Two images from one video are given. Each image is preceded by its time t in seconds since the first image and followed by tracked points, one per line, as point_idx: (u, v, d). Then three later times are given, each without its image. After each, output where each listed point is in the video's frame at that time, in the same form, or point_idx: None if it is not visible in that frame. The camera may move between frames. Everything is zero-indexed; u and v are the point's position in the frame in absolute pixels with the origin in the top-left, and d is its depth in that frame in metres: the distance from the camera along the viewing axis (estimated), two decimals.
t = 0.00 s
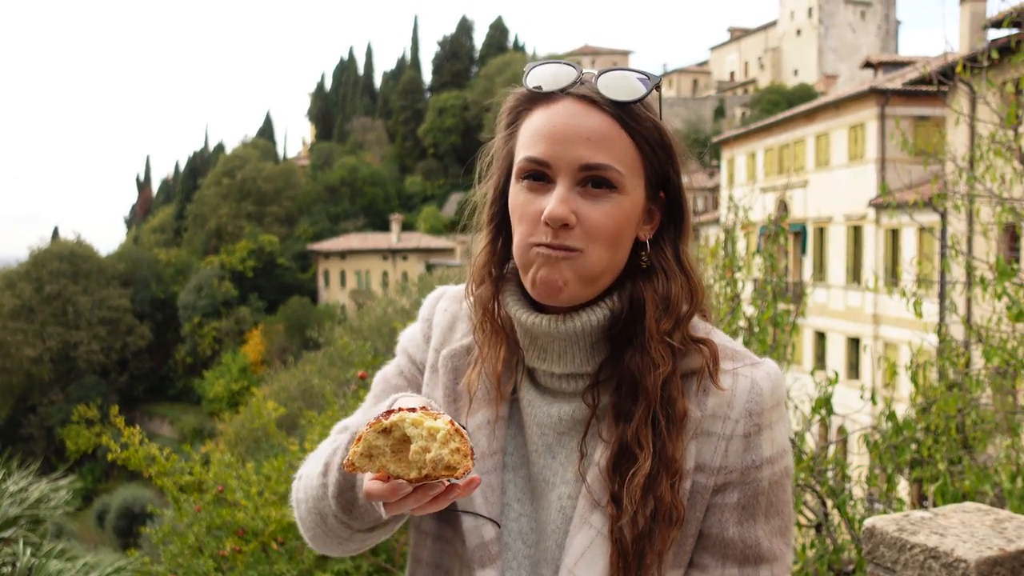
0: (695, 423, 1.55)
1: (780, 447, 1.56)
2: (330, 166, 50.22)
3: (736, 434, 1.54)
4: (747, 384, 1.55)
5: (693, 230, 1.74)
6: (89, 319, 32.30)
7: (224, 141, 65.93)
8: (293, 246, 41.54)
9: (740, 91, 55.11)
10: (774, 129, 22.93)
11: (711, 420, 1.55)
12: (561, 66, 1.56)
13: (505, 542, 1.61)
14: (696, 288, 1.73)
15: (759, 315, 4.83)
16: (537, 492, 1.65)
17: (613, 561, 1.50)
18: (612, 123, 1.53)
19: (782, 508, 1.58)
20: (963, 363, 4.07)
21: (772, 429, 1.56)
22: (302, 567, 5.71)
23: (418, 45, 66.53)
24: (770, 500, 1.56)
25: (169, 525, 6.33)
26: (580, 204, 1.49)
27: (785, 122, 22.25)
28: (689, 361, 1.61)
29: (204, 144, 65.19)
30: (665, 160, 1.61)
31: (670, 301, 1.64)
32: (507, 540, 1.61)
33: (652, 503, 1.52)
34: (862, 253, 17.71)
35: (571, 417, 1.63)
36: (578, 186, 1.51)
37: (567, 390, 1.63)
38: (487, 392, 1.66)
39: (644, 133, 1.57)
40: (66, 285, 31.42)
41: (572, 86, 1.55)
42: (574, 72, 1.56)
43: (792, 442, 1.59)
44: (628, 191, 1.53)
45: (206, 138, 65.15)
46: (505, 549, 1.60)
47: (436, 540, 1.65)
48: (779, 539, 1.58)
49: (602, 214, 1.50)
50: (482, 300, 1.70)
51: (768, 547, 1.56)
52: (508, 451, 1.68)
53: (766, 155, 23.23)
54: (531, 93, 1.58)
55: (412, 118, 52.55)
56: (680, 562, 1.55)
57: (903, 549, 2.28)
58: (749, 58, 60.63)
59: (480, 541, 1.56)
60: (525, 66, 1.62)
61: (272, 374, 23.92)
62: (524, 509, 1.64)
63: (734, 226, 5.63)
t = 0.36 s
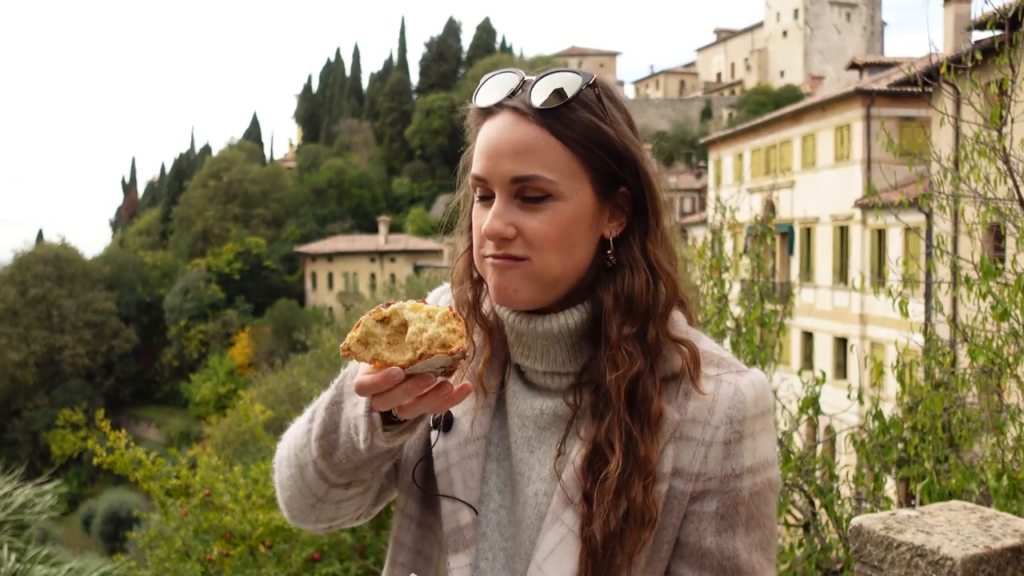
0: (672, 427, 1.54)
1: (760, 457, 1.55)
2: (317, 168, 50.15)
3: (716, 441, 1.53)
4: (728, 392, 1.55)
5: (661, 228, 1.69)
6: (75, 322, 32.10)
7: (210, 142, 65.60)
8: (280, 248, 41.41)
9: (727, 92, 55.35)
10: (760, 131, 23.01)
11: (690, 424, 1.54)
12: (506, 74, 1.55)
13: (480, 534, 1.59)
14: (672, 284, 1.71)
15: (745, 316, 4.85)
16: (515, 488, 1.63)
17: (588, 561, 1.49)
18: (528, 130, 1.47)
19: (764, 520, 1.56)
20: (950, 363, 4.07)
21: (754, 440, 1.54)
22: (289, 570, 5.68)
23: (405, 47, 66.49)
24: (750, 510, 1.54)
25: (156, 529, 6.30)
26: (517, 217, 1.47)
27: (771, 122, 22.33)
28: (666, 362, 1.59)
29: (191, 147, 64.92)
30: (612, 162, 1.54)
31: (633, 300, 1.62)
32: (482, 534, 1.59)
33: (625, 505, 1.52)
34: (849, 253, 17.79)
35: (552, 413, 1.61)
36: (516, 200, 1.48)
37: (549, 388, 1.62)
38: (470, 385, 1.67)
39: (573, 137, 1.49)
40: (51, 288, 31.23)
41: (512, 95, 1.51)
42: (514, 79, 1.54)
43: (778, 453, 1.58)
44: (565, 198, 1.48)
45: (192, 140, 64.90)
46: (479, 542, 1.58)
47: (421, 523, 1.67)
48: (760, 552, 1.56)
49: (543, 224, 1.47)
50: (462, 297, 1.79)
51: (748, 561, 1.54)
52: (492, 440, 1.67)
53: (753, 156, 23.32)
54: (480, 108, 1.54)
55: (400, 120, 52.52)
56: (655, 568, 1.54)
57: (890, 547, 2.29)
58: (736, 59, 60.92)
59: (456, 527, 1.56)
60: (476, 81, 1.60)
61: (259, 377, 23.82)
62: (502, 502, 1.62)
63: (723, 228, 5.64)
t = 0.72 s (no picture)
0: (663, 437, 1.52)
1: (758, 473, 1.51)
2: (313, 168, 50.17)
3: (713, 453, 1.50)
4: (727, 405, 1.51)
5: (657, 231, 1.63)
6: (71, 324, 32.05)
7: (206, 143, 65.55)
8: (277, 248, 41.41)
9: (722, 91, 55.51)
10: (756, 129, 23.04)
11: (686, 435, 1.52)
12: (498, 83, 1.57)
13: (469, 537, 1.61)
14: (672, 287, 1.69)
15: (742, 315, 4.87)
16: (509, 491, 1.63)
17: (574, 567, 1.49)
18: (508, 137, 1.47)
19: (760, 540, 1.51)
20: (944, 360, 4.09)
21: (751, 455, 1.51)
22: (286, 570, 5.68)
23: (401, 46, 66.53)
24: (745, 528, 1.51)
25: (154, 530, 6.29)
26: (500, 223, 1.47)
27: (767, 121, 22.37)
28: (661, 366, 1.57)
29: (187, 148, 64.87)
30: (592, 165, 1.51)
31: (622, 306, 1.58)
32: (472, 536, 1.61)
33: (612, 514, 1.49)
34: (845, 251, 17.83)
35: (551, 415, 1.60)
36: (500, 208, 1.49)
37: (548, 390, 1.62)
38: (467, 388, 1.69)
39: (553, 140, 1.48)
40: (48, 290, 31.21)
41: (499, 103, 1.52)
42: (504, 87, 1.55)
43: (778, 470, 1.53)
44: (547, 204, 1.47)
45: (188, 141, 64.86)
46: (465, 542, 1.60)
47: (412, 520, 1.68)
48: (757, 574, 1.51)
49: (525, 229, 1.47)
50: (469, 303, 1.76)
51: None
52: (489, 442, 1.68)
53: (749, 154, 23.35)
54: (475, 116, 1.55)
55: (396, 120, 52.58)
56: None
57: (883, 545, 2.30)
58: (731, 58, 61.09)
59: (442, 529, 1.58)
60: (476, 87, 1.61)
61: (257, 377, 23.82)
62: (496, 503, 1.63)
63: (719, 227, 5.65)
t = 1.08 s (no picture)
0: (679, 432, 1.48)
1: (779, 472, 1.46)
2: (319, 168, 50.25)
3: (731, 451, 1.46)
4: (747, 401, 1.47)
5: (671, 227, 1.59)
6: (78, 324, 32.15)
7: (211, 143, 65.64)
8: (282, 248, 41.49)
9: (728, 89, 55.45)
10: (761, 127, 23.00)
11: (703, 432, 1.48)
12: (510, 78, 1.54)
13: (485, 538, 1.59)
14: (690, 282, 1.65)
15: (746, 313, 4.85)
16: (526, 490, 1.62)
17: (592, 566, 1.45)
18: (521, 130, 1.45)
19: (781, 539, 1.48)
20: (950, 358, 4.08)
21: (771, 454, 1.46)
22: (293, 570, 5.70)
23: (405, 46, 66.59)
24: (766, 527, 1.46)
25: (160, 529, 6.30)
26: (512, 218, 1.45)
27: (773, 119, 22.31)
28: (678, 363, 1.53)
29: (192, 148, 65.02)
30: (605, 158, 1.48)
31: (638, 302, 1.54)
32: (487, 537, 1.60)
33: (630, 513, 1.46)
34: (851, 249, 17.78)
35: (568, 414, 1.58)
36: (512, 203, 1.46)
37: (565, 387, 1.60)
38: (481, 388, 1.68)
39: (564, 135, 1.45)
40: (54, 290, 31.32)
41: (511, 97, 1.49)
42: (518, 81, 1.52)
43: (800, 468, 1.49)
44: (559, 199, 1.44)
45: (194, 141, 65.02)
46: (481, 544, 1.59)
47: (427, 523, 1.68)
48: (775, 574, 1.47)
49: (536, 227, 1.44)
50: (485, 301, 1.74)
51: None
52: (503, 442, 1.67)
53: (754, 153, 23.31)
54: (490, 111, 1.53)
55: (401, 119, 52.66)
56: None
57: (889, 544, 2.29)
58: (736, 56, 61.04)
59: (458, 530, 1.58)
60: (490, 81, 1.58)
61: (264, 376, 23.83)
62: (513, 503, 1.62)
63: (724, 224, 5.64)
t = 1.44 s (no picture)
0: (698, 428, 1.47)
1: (796, 465, 1.46)
2: (325, 166, 50.32)
3: (750, 445, 1.45)
4: (764, 395, 1.46)
5: (685, 220, 1.58)
6: (85, 321, 32.25)
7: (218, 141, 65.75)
8: (289, 245, 41.57)
9: (734, 86, 55.37)
10: (768, 125, 22.95)
11: (722, 425, 1.47)
12: (522, 71, 1.52)
13: (502, 540, 1.58)
14: (703, 277, 1.64)
15: (754, 311, 4.84)
16: (543, 490, 1.61)
17: (612, 563, 1.45)
18: (535, 126, 1.43)
19: (799, 531, 1.48)
20: (957, 356, 4.07)
21: (789, 447, 1.46)
22: (300, 567, 5.72)
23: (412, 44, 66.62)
24: (783, 520, 1.46)
25: (167, 526, 6.32)
26: (528, 213, 1.44)
27: (779, 116, 22.26)
28: (696, 358, 1.52)
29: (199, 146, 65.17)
30: (620, 154, 1.48)
31: (654, 298, 1.53)
32: (505, 538, 1.58)
33: (651, 510, 1.45)
34: (858, 247, 17.72)
35: (584, 413, 1.57)
36: (528, 198, 1.45)
37: (579, 386, 1.59)
38: (495, 388, 1.67)
39: (581, 130, 1.44)
40: (61, 287, 31.42)
41: (523, 90, 1.48)
42: (530, 74, 1.50)
43: (816, 462, 1.48)
44: (575, 195, 1.44)
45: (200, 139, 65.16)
46: (501, 546, 1.57)
47: (441, 527, 1.68)
48: (792, 566, 1.47)
49: (551, 223, 1.44)
50: (492, 299, 1.74)
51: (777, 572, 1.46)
52: (518, 442, 1.66)
53: (761, 151, 23.25)
54: (499, 105, 1.51)
55: (407, 117, 52.71)
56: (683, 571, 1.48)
57: (898, 542, 2.29)
58: (743, 53, 60.96)
59: (476, 534, 1.56)
60: (498, 76, 1.57)
61: (270, 374, 23.87)
62: (530, 504, 1.60)
63: (730, 222, 5.62)
